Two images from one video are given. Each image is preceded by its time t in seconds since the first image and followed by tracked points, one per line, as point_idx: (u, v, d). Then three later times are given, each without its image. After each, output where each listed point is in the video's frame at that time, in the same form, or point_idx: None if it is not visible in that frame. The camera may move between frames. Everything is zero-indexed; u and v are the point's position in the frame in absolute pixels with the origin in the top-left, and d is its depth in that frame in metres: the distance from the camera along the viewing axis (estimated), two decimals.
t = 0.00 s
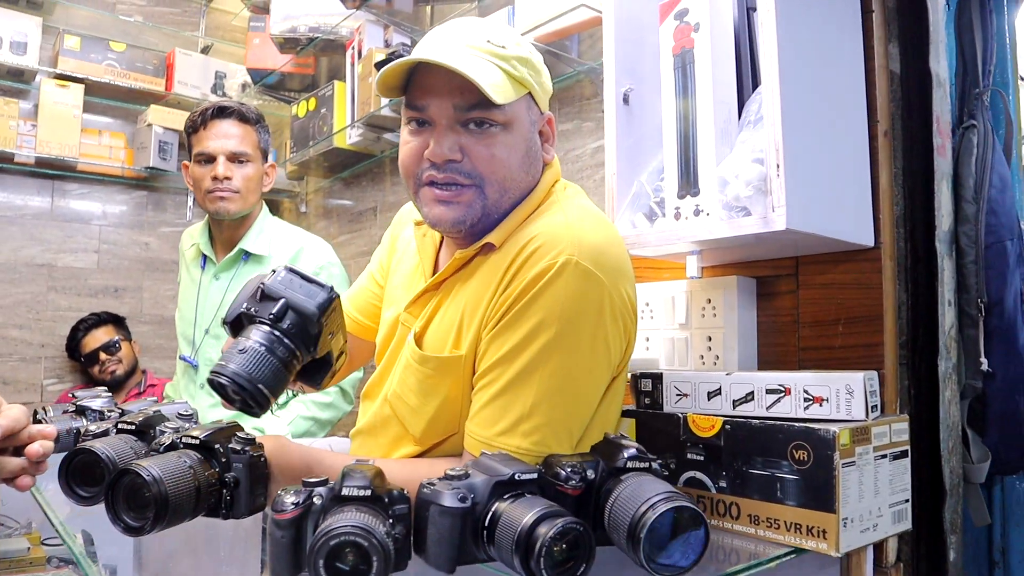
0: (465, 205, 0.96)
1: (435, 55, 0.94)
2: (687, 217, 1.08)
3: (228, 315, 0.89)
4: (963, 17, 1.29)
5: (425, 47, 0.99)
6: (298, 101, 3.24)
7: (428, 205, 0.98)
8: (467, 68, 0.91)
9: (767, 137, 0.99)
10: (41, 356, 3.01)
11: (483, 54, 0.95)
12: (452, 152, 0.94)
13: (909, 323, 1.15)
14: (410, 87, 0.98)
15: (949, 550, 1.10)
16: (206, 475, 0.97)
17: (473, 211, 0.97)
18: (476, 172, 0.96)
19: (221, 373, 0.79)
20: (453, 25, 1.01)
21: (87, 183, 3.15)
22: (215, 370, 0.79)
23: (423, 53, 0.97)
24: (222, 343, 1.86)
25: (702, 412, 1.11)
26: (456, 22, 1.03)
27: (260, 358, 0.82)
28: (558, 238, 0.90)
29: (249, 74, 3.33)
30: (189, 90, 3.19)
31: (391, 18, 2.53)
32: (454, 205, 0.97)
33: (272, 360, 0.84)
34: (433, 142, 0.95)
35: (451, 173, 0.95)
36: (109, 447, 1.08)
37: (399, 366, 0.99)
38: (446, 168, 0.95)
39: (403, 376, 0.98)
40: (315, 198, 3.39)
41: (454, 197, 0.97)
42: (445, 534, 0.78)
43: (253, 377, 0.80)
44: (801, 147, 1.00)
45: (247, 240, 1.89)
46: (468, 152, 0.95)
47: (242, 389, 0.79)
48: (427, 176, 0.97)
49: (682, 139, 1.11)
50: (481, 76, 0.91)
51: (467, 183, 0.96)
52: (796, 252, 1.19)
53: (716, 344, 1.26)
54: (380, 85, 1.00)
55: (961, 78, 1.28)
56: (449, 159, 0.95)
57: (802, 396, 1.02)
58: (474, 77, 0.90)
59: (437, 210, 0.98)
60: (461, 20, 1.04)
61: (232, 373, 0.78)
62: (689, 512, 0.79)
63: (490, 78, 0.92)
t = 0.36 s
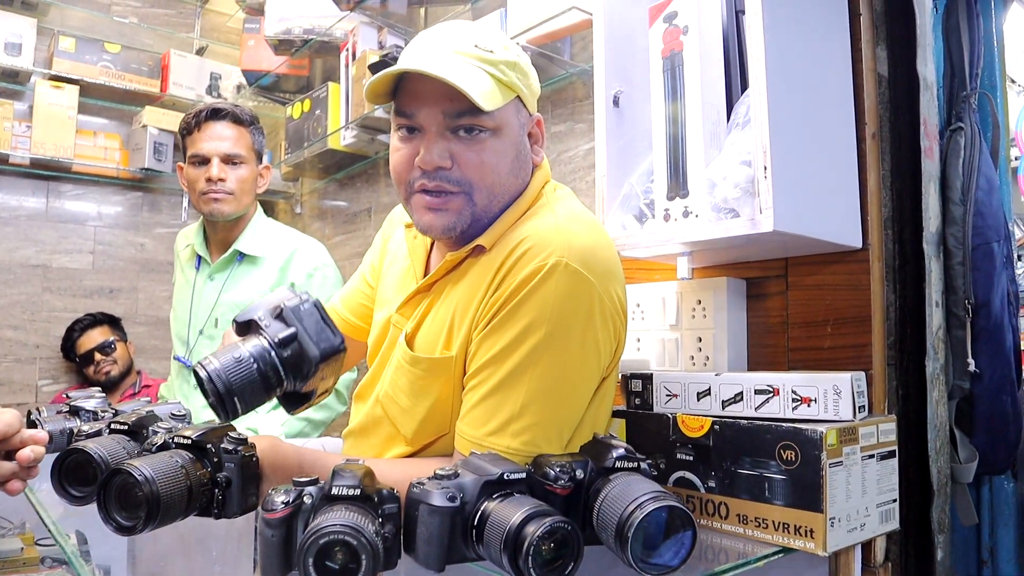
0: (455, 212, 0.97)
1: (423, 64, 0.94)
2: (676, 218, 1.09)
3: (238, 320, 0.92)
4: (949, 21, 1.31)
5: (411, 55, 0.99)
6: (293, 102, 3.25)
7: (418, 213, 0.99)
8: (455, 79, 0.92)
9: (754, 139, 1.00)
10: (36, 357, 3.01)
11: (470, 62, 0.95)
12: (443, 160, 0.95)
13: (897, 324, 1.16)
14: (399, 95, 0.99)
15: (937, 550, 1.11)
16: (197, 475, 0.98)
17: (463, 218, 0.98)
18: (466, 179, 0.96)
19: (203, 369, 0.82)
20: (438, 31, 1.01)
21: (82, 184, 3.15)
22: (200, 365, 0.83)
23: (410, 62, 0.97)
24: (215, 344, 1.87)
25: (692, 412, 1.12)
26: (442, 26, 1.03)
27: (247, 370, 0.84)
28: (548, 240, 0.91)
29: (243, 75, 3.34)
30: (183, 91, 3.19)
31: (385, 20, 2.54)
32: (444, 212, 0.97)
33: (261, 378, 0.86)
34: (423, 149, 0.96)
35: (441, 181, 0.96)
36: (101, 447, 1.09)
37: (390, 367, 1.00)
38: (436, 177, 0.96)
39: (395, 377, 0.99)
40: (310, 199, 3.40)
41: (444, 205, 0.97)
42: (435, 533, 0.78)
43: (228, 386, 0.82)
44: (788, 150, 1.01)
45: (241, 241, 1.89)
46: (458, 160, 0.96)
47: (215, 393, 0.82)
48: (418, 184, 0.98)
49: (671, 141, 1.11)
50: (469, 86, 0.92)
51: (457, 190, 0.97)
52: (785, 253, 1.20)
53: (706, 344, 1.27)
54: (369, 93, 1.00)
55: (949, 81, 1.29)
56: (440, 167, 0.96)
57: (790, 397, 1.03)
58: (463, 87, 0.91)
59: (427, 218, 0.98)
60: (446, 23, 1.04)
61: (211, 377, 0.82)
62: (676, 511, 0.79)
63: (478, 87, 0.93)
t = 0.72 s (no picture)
0: (452, 242, 0.94)
1: (398, 116, 0.88)
2: (676, 219, 1.09)
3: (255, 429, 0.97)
4: (945, 26, 1.32)
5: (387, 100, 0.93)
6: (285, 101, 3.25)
7: (417, 242, 0.96)
8: (424, 134, 0.85)
9: (756, 142, 1.00)
10: (25, 356, 2.99)
11: (446, 103, 0.88)
12: (434, 199, 0.91)
13: (894, 325, 1.17)
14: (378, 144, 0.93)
15: (932, 548, 1.12)
16: (199, 477, 0.98)
17: (460, 246, 0.95)
18: (459, 212, 0.92)
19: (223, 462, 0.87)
20: (416, 59, 0.94)
21: (72, 183, 3.13)
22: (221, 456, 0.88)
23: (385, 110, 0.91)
24: (210, 342, 1.85)
25: (691, 412, 1.13)
26: (419, 48, 0.95)
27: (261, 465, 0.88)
28: (553, 241, 0.91)
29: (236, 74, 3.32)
30: (174, 89, 3.17)
31: (380, 19, 2.54)
32: (442, 243, 0.95)
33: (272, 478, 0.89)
34: (414, 190, 0.91)
35: (436, 220, 0.92)
36: (100, 448, 1.08)
37: (393, 368, 1.00)
38: (431, 217, 0.92)
39: (398, 377, 0.99)
40: (303, 198, 3.38)
41: (440, 236, 0.94)
42: (441, 533, 0.78)
43: (248, 486, 0.86)
44: (788, 152, 1.02)
45: (236, 239, 1.87)
46: (451, 197, 0.91)
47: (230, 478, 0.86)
48: (411, 220, 0.94)
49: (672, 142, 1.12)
50: (439, 137, 0.85)
51: (451, 224, 0.93)
52: (783, 254, 1.21)
53: (704, 345, 1.27)
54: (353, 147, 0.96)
55: (944, 84, 1.31)
56: (432, 206, 0.91)
57: (789, 396, 1.04)
58: (432, 142, 0.84)
59: (425, 247, 0.96)
60: (424, 41, 0.96)
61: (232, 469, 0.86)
62: (681, 511, 0.80)
63: (451, 133, 0.85)
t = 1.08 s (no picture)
0: (454, 246, 0.94)
1: (398, 123, 0.87)
2: (677, 217, 1.10)
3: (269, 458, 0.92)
4: (937, 27, 1.34)
5: (387, 105, 0.92)
6: (268, 97, 3.21)
7: (418, 245, 0.96)
8: (424, 141, 0.84)
9: (758, 141, 1.01)
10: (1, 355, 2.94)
11: (447, 109, 0.87)
12: (435, 204, 0.90)
13: (888, 322, 1.19)
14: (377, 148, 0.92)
15: (926, 543, 1.14)
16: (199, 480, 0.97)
17: (462, 250, 0.95)
18: (460, 217, 0.92)
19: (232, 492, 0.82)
20: (417, 61, 0.93)
21: (48, 178, 3.07)
22: (237, 484, 0.84)
23: (385, 116, 0.90)
24: (198, 341, 1.82)
25: (691, 409, 1.13)
26: (420, 49, 0.93)
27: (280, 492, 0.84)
28: (560, 239, 0.91)
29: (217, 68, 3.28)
30: (155, 83, 3.14)
31: (367, 14, 2.54)
32: (444, 247, 0.94)
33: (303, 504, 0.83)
34: (415, 193, 0.90)
35: (437, 223, 0.91)
36: (93, 450, 1.06)
37: (394, 367, 1.00)
38: (432, 221, 0.91)
39: (400, 376, 0.98)
40: (285, 195, 3.35)
41: (442, 240, 0.94)
42: (452, 533, 0.78)
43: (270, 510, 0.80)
44: (790, 153, 1.03)
45: (224, 236, 1.85)
46: (452, 201, 0.90)
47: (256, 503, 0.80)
48: (413, 222, 0.94)
49: (672, 142, 1.13)
50: (442, 145, 0.83)
51: (453, 228, 0.92)
52: (780, 252, 1.22)
53: (701, 342, 1.28)
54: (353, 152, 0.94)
55: (936, 85, 1.33)
56: (432, 210, 0.90)
57: (790, 393, 1.05)
58: (434, 150, 0.83)
59: (427, 250, 0.95)
60: (424, 40, 0.94)
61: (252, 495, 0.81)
62: (690, 508, 0.81)
63: (452, 140, 0.84)
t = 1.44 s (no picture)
0: (471, 248, 0.94)
1: (430, 125, 0.86)
2: (680, 217, 1.11)
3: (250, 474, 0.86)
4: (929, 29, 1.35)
5: (412, 106, 0.91)
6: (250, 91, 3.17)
7: (432, 247, 0.95)
8: (461, 144, 0.83)
9: (763, 142, 1.02)
10: None
11: (480, 113, 0.87)
12: (459, 208, 0.89)
13: (884, 321, 1.21)
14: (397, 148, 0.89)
15: (921, 538, 1.16)
16: (200, 480, 0.96)
17: (478, 252, 0.95)
18: (480, 221, 0.92)
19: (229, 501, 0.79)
20: (441, 61, 0.92)
21: (23, 172, 3.01)
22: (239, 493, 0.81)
23: (413, 117, 0.88)
24: (185, 339, 1.81)
25: (692, 407, 1.14)
26: (439, 48, 0.93)
27: (283, 497, 0.81)
28: (577, 242, 0.92)
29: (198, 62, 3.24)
30: (134, 76, 3.08)
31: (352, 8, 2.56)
32: (460, 250, 0.94)
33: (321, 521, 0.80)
34: (438, 197, 0.89)
35: (457, 228, 0.91)
36: (88, 453, 1.04)
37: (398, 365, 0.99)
38: (452, 225, 0.91)
39: (405, 374, 0.97)
40: (267, 191, 3.31)
41: (458, 243, 0.94)
42: (465, 534, 0.78)
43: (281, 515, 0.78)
44: (795, 154, 1.03)
45: (212, 233, 1.83)
46: (473, 205, 0.90)
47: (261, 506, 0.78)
48: (429, 224, 0.93)
49: (675, 142, 1.13)
50: (482, 151, 0.84)
51: (472, 232, 0.92)
52: (778, 252, 1.23)
53: (699, 341, 1.29)
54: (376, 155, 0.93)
55: (928, 87, 1.35)
56: (454, 214, 0.90)
57: (791, 392, 1.06)
58: (472, 156, 0.83)
59: (443, 252, 0.95)
60: (441, 38, 0.93)
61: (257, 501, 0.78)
62: (699, 507, 0.82)
63: (488, 145, 0.85)
